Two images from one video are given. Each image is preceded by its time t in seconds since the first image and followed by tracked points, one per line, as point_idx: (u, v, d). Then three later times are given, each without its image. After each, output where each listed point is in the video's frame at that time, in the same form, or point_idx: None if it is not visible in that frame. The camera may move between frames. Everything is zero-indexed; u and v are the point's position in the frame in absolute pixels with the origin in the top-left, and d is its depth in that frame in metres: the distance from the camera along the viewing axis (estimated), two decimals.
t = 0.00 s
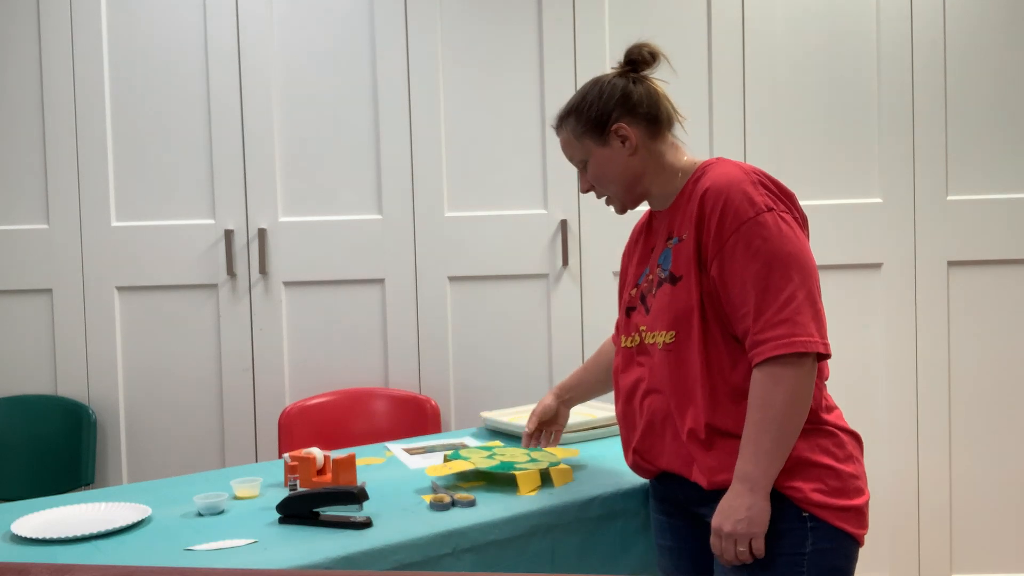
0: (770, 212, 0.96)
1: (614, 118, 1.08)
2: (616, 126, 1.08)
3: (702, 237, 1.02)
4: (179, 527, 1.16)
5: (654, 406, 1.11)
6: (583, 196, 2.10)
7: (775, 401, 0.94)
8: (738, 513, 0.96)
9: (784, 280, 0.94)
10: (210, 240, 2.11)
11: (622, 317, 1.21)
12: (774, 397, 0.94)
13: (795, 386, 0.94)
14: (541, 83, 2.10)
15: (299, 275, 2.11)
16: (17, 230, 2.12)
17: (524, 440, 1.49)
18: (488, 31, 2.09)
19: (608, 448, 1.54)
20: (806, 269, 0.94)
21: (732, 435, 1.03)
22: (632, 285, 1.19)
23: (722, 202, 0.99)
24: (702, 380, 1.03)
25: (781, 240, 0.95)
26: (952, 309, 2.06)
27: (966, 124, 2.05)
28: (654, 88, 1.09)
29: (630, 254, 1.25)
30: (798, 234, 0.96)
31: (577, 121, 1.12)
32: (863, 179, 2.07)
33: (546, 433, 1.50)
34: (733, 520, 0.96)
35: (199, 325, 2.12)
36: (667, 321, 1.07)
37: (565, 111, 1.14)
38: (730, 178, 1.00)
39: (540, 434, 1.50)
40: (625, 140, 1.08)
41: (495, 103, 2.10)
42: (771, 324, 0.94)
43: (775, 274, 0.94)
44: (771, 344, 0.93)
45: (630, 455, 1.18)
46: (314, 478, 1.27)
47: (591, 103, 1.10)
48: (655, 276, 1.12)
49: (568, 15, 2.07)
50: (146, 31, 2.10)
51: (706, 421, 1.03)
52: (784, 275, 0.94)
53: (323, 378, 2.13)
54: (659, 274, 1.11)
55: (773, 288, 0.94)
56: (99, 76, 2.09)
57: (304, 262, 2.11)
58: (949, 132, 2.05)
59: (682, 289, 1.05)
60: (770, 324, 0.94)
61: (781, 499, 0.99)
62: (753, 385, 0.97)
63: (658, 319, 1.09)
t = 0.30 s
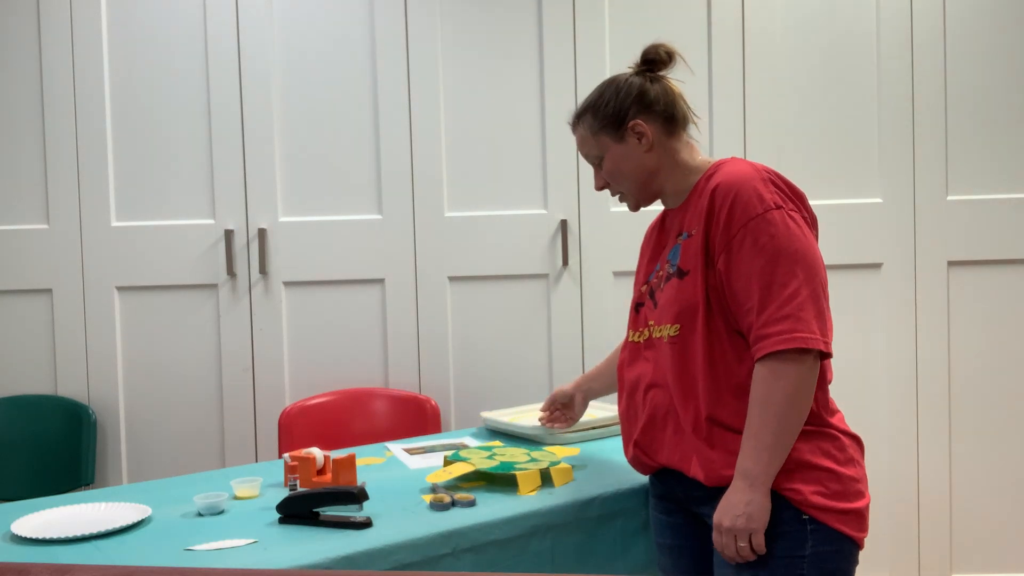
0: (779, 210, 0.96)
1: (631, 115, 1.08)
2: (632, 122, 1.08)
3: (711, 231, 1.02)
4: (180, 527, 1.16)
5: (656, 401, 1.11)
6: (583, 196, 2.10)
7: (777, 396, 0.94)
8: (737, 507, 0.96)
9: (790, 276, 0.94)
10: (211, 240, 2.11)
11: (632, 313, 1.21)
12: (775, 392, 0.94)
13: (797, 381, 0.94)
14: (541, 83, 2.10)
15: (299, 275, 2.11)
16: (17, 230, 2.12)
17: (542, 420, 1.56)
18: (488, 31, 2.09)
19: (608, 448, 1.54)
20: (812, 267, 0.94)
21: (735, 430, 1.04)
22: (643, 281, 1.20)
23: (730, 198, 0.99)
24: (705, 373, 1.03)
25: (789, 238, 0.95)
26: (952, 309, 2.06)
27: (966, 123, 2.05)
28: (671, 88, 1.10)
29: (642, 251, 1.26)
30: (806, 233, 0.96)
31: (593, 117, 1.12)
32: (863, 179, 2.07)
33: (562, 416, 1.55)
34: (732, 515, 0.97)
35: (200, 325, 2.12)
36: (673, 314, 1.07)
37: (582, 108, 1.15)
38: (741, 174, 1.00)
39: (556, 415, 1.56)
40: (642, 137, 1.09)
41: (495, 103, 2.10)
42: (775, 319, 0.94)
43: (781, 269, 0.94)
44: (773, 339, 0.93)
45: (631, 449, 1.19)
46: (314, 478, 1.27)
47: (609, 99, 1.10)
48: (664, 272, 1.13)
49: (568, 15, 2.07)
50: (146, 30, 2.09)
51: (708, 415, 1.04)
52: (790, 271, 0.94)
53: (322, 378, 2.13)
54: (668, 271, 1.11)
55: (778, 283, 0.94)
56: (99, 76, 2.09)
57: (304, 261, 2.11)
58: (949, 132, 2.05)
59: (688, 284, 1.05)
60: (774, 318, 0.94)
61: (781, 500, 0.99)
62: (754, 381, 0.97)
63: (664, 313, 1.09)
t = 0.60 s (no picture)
0: (789, 208, 0.97)
1: (645, 112, 1.09)
2: (647, 119, 1.08)
3: (721, 230, 1.03)
4: (180, 527, 1.16)
5: (665, 400, 1.11)
6: (583, 196, 2.10)
7: (781, 391, 0.95)
8: (738, 502, 0.96)
9: (800, 272, 0.95)
10: (211, 240, 2.11)
11: (639, 314, 1.21)
12: (780, 387, 0.95)
13: (801, 376, 0.94)
14: (541, 83, 2.10)
15: (299, 275, 2.11)
16: (17, 230, 2.12)
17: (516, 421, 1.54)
18: (488, 31, 2.09)
19: (608, 448, 1.54)
20: (821, 265, 0.95)
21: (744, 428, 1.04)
22: (650, 281, 1.20)
23: (741, 196, 1.00)
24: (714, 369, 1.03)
25: (800, 235, 0.96)
26: (952, 309, 2.06)
27: (966, 124, 2.04)
28: (683, 88, 1.11)
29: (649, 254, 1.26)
30: (815, 230, 0.97)
31: (607, 114, 1.12)
32: (863, 179, 2.07)
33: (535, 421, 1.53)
34: (733, 509, 0.97)
35: (199, 325, 2.12)
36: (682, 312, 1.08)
37: (593, 106, 1.14)
38: (751, 173, 1.01)
39: (529, 420, 1.54)
40: (656, 134, 1.09)
41: (496, 104, 2.10)
42: (785, 315, 0.94)
43: (790, 266, 0.95)
44: (783, 335, 0.94)
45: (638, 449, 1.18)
46: (314, 478, 1.27)
47: (623, 96, 1.10)
48: (671, 271, 1.13)
49: (568, 15, 2.07)
50: (146, 30, 2.10)
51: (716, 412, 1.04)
52: (798, 268, 0.95)
53: (322, 378, 2.13)
54: (675, 269, 1.11)
55: (788, 279, 0.95)
56: (100, 76, 2.09)
57: (304, 262, 2.11)
58: (950, 132, 2.05)
59: (697, 281, 1.06)
60: (784, 314, 0.94)
61: (787, 500, 0.99)
62: (759, 377, 0.97)
63: (672, 310, 1.09)
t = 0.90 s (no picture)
0: (800, 206, 0.97)
1: (683, 93, 1.12)
2: (686, 100, 1.11)
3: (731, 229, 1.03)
4: (180, 527, 1.16)
5: (675, 399, 1.10)
6: (583, 196, 2.10)
7: (795, 389, 0.95)
8: (754, 501, 0.96)
9: (812, 270, 0.95)
10: (211, 240, 2.11)
11: (642, 315, 1.21)
12: (794, 385, 0.95)
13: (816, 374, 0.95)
14: (541, 84, 2.10)
15: (299, 275, 2.11)
16: (18, 230, 2.12)
17: (513, 425, 1.55)
18: (488, 31, 2.09)
19: (608, 448, 1.54)
20: (833, 263, 0.96)
21: (758, 426, 1.03)
22: (653, 282, 1.20)
23: (752, 195, 1.00)
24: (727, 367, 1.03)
25: (812, 233, 0.96)
26: (952, 309, 2.06)
27: (966, 124, 2.04)
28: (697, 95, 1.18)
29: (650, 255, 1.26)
30: (824, 228, 0.98)
31: (647, 81, 1.10)
32: (863, 179, 2.07)
33: (531, 422, 1.54)
34: (749, 508, 0.96)
35: (199, 325, 2.12)
36: (691, 311, 1.07)
37: (626, 75, 1.12)
38: (762, 172, 1.02)
39: (525, 421, 1.54)
40: (691, 116, 1.12)
41: (495, 104, 2.10)
42: (800, 311, 0.94)
43: (803, 263, 0.95)
44: (797, 332, 0.94)
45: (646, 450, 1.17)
46: (314, 478, 1.27)
47: (662, 73, 1.12)
48: (678, 271, 1.13)
49: (568, 16, 2.07)
50: (146, 30, 2.10)
51: (729, 411, 1.03)
52: (810, 266, 0.95)
53: (322, 378, 2.13)
54: (683, 269, 1.11)
55: (801, 276, 0.95)
56: (100, 76, 2.09)
57: (304, 262, 2.11)
58: (949, 132, 2.05)
59: (707, 280, 1.06)
60: (799, 310, 0.94)
61: (799, 499, 0.99)
62: (771, 376, 0.98)
63: (681, 310, 1.09)
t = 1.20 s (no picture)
0: (809, 210, 0.98)
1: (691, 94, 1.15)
2: (695, 99, 1.15)
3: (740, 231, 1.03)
4: (180, 527, 1.16)
5: (681, 401, 1.10)
6: (583, 196, 2.10)
7: (805, 393, 0.95)
8: (763, 503, 0.96)
9: (823, 274, 0.95)
10: (211, 240, 2.11)
11: (644, 316, 1.20)
12: (804, 390, 0.95)
13: (826, 380, 0.95)
14: (541, 84, 2.10)
15: (299, 275, 2.11)
16: (17, 230, 2.12)
17: (515, 433, 1.55)
18: (488, 30, 2.09)
19: (608, 448, 1.54)
20: (842, 266, 0.96)
21: (766, 428, 1.03)
22: (654, 282, 1.20)
23: (762, 198, 1.01)
24: (736, 369, 1.03)
25: (824, 237, 0.96)
26: (952, 309, 2.06)
27: (966, 123, 2.04)
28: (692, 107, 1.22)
29: (649, 255, 1.26)
30: (833, 232, 0.98)
31: (663, 74, 1.12)
32: (863, 179, 2.07)
33: (532, 427, 1.53)
34: (757, 509, 0.96)
35: (199, 325, 2.12)
36: (699, 313, 1.07)
37: (641, 69, 1.13)
38: (771, 174, 1.02)
39: (526, 427, 1.54)
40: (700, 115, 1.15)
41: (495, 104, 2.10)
42: (811, 315, 0.95)
43: (814, 267, 0.95)
44: (809, 336, 0.94)
45: (649, 451, 1.17)
46: (314, 478, 1.27)
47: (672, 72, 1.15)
48: (682, 271, 1.13)
49: (568, 16, 2.07)
50: (146, 30, 2.10)
51: (739, 413, 1.03)
52: (821, 269, 0.95)
53: (322, 378, 2.13)
54: (688, 270, 1.11)
55: (813, 279, 0.95)
56: (100, 76, 2.09)
57: (304, 261, 2.11)
58: (949, 132, 2.05)
59: (714, 282, 1.06)
60: (810, 314, 0.95)
61: (807, 499, 0.99)
62: (780, 379, 0.98)
63: (688, 311, 1.09)
